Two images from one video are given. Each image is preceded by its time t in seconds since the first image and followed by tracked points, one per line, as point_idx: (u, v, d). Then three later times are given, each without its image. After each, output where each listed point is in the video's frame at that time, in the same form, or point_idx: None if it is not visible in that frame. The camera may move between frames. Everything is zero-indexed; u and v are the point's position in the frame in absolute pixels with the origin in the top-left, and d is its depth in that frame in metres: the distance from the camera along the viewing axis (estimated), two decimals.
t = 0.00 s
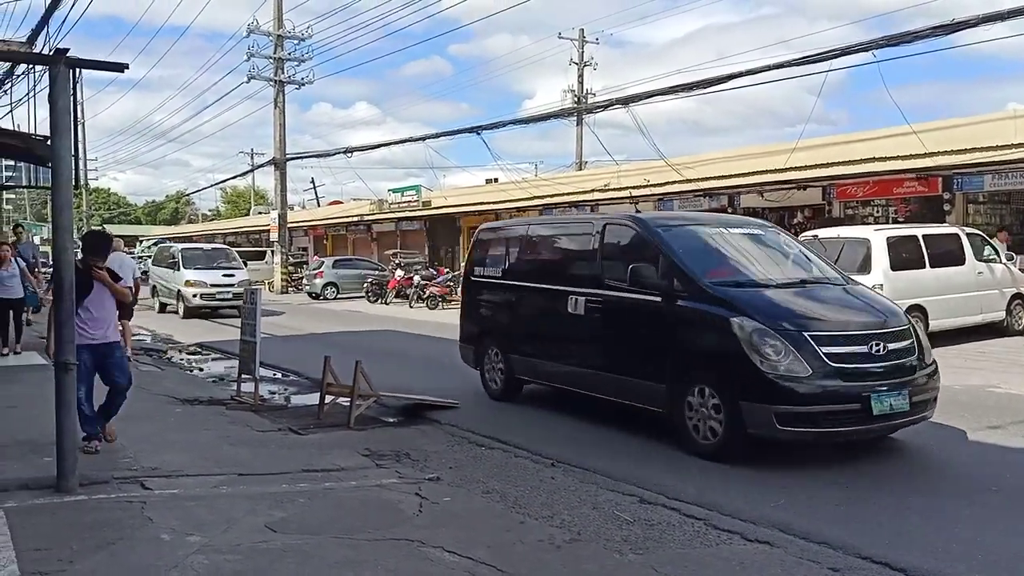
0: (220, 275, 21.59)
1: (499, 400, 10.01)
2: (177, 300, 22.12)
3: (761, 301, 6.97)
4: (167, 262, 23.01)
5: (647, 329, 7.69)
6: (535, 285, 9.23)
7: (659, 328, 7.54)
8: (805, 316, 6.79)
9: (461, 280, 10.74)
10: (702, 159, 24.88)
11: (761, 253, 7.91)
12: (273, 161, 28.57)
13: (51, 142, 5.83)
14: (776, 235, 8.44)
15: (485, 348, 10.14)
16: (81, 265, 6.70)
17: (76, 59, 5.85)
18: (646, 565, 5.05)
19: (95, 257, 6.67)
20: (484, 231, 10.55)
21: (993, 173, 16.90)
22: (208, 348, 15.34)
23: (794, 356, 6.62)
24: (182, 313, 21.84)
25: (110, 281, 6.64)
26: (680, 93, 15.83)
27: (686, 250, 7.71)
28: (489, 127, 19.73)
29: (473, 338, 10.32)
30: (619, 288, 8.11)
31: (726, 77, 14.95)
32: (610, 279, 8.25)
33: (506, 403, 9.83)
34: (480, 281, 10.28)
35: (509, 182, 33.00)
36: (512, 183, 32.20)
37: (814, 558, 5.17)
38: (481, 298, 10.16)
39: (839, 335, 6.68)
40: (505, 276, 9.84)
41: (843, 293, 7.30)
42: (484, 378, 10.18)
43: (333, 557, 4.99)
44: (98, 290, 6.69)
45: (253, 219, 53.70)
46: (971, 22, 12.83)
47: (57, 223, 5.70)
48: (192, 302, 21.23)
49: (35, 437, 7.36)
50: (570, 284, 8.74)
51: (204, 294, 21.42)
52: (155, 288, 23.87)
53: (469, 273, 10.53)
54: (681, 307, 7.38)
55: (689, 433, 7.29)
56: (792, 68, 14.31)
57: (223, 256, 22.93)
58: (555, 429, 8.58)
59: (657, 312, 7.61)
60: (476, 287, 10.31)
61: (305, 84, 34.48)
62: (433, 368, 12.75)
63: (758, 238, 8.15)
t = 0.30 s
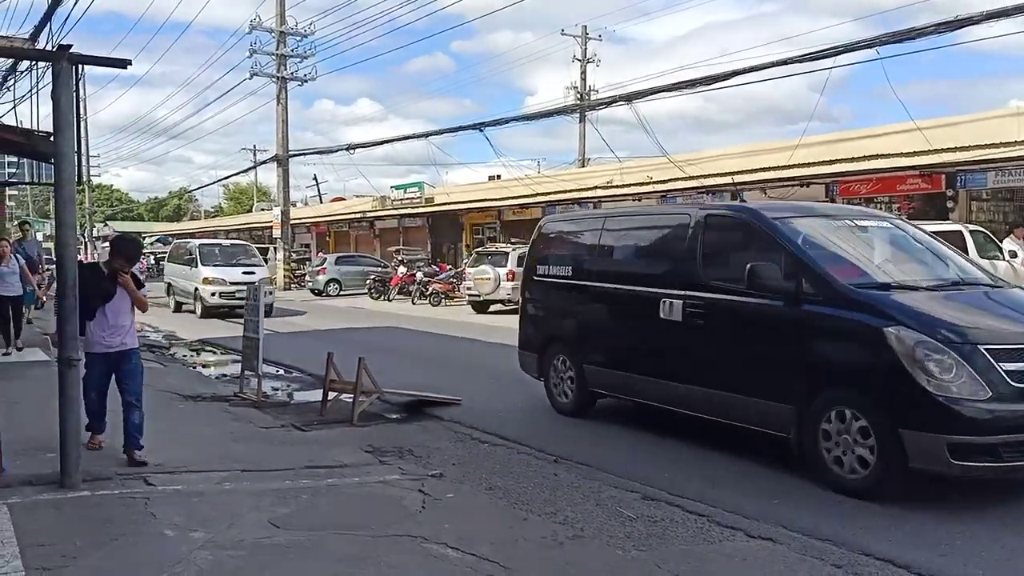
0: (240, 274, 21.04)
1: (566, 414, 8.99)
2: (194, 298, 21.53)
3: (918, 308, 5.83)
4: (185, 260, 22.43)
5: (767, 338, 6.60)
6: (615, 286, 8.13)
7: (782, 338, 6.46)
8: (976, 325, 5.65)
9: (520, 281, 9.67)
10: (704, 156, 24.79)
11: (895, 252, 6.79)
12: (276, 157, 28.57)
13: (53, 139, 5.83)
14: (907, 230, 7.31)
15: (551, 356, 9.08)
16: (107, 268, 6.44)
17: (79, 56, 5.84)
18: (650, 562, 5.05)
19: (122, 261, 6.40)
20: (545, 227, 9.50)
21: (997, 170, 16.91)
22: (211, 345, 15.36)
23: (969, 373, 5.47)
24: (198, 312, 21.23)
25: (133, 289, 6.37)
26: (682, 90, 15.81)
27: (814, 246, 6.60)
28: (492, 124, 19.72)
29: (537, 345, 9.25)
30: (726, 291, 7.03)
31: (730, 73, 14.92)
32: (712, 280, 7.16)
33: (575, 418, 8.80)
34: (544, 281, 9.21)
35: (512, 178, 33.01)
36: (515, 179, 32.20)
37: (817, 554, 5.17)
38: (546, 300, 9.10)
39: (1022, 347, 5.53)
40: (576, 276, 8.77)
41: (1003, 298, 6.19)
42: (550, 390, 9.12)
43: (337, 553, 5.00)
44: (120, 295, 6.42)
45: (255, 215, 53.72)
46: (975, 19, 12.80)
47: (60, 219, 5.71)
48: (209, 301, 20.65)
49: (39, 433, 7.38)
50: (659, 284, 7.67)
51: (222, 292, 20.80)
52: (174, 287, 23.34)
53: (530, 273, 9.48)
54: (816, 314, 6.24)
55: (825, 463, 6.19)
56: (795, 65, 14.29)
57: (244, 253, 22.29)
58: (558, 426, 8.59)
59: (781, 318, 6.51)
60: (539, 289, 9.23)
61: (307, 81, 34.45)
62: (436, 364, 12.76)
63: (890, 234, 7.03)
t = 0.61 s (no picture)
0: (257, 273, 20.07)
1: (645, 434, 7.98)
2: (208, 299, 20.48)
3: None
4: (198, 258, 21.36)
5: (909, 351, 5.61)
6: (708, 288, 7.13)
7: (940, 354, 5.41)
8: None
9: (586, 281, 8.58)
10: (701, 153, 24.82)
11: None
12: (272, 154, 28.50)
13: (49, 134, 5.80)
14: None
15: (627, 367, 8.07)
16: (119, 260, 6.33)
17: (75, 51, 5.81)
18: (647, 558, 5.06)
19: (133, 253, 6.31)
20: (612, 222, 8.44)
21: (993, 168, 16.91)
22: (208, 341, 15.33)
23: None
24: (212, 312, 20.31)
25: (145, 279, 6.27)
26: (680, 87, 15.80)
27: (972, 239, 5.50)
28: (489, 121, 19.69)
29: (611, 354, 8.22)
30: (865, 298, 5.98)
31: (727, 70, 14.91)
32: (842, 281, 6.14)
33: (659, 438, 7.79)
34: (618, 283, 8.14)
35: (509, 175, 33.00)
36: (512, 176, 32.19)
37: (814, 551, 5.17)
38: (622, 304, 8.05)
39: None
40: (658, 277, 7.72)
41: None
42: (627, 405, 8.13)
43: (334, 549, 5.00)
44: (133, 287, 6.30)
45: (251, 212, 53.63)
46: (971, 17, 12.82)
47: (55, 216, 5.69)
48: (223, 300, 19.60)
49: (35, 430, 7.35)
50: (769, 289, 6.64)
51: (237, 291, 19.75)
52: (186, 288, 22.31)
53: (598, 272, 8.41)
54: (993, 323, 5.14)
55: (1003, 506, 5.18)
56: (793, 62, 14.29)
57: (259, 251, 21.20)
58: (555, 423, 8.60)
59: (932, 333, 5.48)
60: (613, 291, 8.17)
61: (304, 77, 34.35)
62: (432, 361, 12.76)
63: None
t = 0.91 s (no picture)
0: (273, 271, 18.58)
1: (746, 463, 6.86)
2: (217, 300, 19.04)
3: None
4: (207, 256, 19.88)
5: (942, 350, 5.28)
6: (827, 294, 6.01)
7: None
8: None
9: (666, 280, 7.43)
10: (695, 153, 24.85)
11: None
12: (265, 152, 28.39)
13: (41, 131, 5.76)
14: None
15: (719, 385, 6.95)
16: (120, 266, 5.70)
17: (67, 48, 5.78)
18: (642, 556, 5.04)
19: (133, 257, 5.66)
20: (699, 216, 7.23)
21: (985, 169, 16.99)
22: (201, 340, 15.26)
23: None
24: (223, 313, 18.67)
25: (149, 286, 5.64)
26: (674, 86, 15.80)
27: None
28: (484, 120, 19.65)
29: (701, 370, 7.09)
30: (876, 293, 5.71)
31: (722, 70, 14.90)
32: (854, 278, 5.87)
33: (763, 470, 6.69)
34: (710, 288, 6.97)
35: (503, 175, 33.00)
36: (506, 175, 32.19)
37: (807, 548, 5.16)
38: (714, 312, 6.92)
39: None
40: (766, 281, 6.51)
41: None
42: (721, 428, 7.00)
43: (327, 547, 4.97)
44: (137, 295, 5.67)
45: (245, 210, 53.47)
46: (964, 18, 12.85)
47: (47, 213, 5.65)
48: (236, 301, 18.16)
49: (25, 429, 7.30)
50: (844, 289, 5.92)
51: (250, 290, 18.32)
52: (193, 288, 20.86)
53: (684, 277, 7.23)
54: None
55: None
56: (786, 62, 14.30)
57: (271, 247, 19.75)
58: (549, 420, 8.60)
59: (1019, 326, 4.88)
60: (702, 294, 7.02)
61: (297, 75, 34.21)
62: (427, 360, 12.72)
63: None
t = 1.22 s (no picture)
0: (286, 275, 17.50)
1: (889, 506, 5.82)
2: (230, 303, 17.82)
3: None
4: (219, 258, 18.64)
5: (962, 350, 5.23)
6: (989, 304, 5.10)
7: None
8: None
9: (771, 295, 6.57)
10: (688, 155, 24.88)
11: None
12: (259, 154, 28.32)
13: (33, 133, 5.75)
14: None
15: (843, 410, 6.02)
16: (123, 266, 5.50)
17: (59, 50, 5.77)
18: (636, 558, 5.04)
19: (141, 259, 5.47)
20: (806, 221, 6.43)
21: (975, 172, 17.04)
22: (195, 343, 15.21)
23: None
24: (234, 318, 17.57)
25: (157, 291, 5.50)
26: (667, 89, 15.81)
27: None
28: (477, 122, 19.64)
29: (821, 395, 6.17)
30: (867, 290, 5.85)
31: (716, 72, 14.91)
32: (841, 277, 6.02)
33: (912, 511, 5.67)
34: (832, 298, 6.07)
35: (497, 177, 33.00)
36: (500, 177, 32.20)
37: (799, 550, 5.17)
38: (832, 327, 6.06)
39: None
40: (906, 292, 5.61)
41: None
42: (852, 467, 6.02)
43: (319, 551, 4.96)
44: (141, 299, 5.51)
45: (239, 212, 53.34)
46: (954, 22, 12.89)
47: (39, 215, 5.64)
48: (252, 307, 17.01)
49: (18, 433, 7.27)
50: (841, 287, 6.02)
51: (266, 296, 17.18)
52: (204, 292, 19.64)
53: (796, 288, 6.36)
54: None
55: None
56: (779, 65, 14.33)
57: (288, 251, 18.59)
58: (544, 422, 8.61)
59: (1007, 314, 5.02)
60: (819, 308, 6.15)
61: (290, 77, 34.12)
62: (421, 362, 12.71)
63: None
